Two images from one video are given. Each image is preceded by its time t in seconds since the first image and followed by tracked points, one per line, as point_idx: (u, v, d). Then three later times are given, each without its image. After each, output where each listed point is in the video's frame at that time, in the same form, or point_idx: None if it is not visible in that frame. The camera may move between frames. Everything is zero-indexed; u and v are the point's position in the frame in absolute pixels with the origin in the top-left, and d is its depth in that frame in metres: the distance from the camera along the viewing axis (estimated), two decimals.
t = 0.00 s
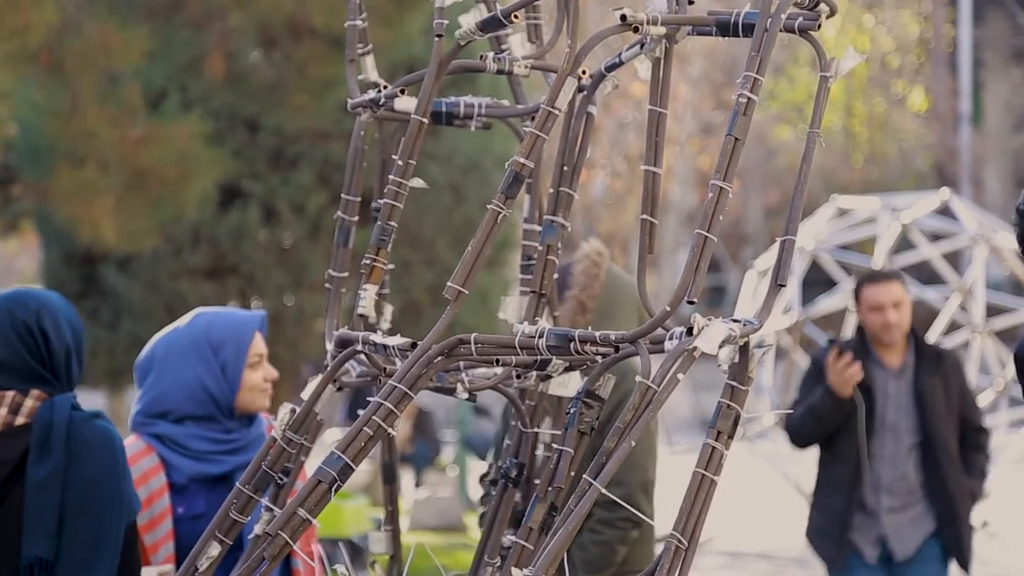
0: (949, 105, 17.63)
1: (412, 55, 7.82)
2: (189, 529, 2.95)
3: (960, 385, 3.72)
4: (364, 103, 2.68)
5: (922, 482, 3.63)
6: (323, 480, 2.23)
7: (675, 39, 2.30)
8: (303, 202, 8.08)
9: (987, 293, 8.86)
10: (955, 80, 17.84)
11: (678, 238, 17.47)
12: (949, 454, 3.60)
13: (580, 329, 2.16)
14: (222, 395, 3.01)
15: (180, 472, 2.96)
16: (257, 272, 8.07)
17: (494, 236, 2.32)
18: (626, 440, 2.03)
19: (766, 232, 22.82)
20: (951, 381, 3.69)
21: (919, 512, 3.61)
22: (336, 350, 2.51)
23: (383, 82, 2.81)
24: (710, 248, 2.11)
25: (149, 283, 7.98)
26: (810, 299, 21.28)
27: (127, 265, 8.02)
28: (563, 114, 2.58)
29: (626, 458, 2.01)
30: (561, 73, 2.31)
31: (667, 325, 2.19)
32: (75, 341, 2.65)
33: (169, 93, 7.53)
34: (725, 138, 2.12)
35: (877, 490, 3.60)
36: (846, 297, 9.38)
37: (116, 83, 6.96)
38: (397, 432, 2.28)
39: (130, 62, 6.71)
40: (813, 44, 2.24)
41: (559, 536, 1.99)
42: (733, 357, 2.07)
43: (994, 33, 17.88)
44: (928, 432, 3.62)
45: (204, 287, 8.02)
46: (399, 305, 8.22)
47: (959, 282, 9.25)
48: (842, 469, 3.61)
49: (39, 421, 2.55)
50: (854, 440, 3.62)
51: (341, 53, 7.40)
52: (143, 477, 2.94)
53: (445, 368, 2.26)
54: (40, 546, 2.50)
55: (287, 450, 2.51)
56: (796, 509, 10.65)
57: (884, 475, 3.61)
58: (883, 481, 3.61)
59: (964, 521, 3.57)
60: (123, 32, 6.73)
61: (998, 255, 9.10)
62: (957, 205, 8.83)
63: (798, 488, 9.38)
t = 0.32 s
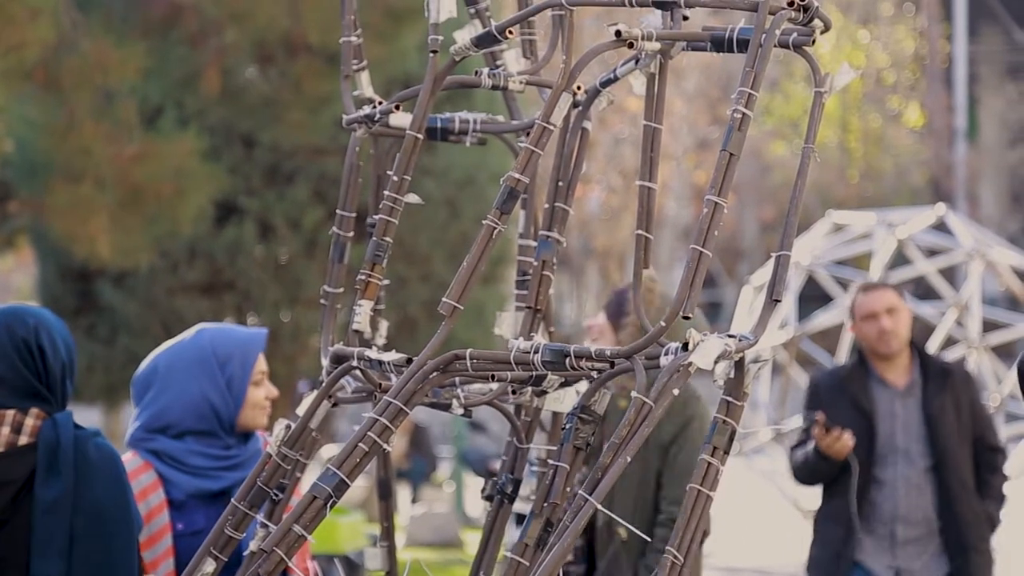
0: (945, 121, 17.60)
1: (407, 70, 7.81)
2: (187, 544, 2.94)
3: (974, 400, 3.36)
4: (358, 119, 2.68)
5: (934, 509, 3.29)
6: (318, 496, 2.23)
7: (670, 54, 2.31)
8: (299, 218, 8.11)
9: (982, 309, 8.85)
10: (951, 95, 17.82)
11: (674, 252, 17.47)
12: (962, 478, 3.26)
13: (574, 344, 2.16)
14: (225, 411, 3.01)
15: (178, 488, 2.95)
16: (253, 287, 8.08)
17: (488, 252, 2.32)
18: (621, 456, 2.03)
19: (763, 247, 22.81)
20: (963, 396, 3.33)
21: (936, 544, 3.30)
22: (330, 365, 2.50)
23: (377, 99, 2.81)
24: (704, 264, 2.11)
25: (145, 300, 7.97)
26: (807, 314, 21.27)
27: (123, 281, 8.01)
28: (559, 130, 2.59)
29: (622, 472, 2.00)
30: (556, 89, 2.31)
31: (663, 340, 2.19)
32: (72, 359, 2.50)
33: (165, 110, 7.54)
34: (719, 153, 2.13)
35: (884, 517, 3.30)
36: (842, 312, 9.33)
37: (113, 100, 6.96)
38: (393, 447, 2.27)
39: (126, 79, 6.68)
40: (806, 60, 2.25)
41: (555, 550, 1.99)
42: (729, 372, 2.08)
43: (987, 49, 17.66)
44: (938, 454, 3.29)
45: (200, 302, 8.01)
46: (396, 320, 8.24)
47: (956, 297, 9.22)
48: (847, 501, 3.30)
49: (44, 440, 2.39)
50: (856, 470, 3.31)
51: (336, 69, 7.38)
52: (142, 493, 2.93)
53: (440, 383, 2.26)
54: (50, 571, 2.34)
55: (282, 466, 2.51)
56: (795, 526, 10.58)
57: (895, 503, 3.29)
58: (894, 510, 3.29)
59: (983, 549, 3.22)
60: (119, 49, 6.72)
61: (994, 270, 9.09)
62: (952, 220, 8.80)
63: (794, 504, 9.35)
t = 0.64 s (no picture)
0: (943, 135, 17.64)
1: (405, 85, 7.83)
2: (185, 559, 2.94)
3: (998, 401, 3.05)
4: (357, 134, 2.68)
5: (962, 523, 2.97)
6: (316, 512, 2.22)
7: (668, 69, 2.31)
8: (298, 232, 8.12)
9: (981, 324, 8.83)
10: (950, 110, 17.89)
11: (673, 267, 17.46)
12: (994, 486, 2.92)
13: (572, 360, 2.16)
14: (226, 426, 3.01)
15: (176, 504, 2.95)
16: (251, 302, 8.08)
17: (486, 268, 2.32)
18: (619, 472, 2.02)
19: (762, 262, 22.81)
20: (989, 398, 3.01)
21: (967, 560, 2.95)
22: (329, 380, 2.49)
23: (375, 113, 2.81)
24: (702, 280, 2.11)
25: (143, 314, 7.95)
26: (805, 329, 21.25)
27: (121, 296, 7.99)
28: (557, 145, 2.58)
29: (619, 489, 2.00)
30: (554, 104, 2.31)
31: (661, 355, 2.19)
32: (64, 376, 2.62)
33: (164, 124, 7.54)
34: (717, 168, 2.13)
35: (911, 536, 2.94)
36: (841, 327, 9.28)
37: (111, 114, 6.97)
38: (390, 462, 2.27)
39: (124, 94, 6.73)
40: (805, 74, 2.23)
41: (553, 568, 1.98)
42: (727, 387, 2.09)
43: (985, 63, 18.72)
44: (967, 463, 2.95)
45: (198, 317, 8.01)
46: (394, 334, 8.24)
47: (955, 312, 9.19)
48: (868, 519, 2.96)
49: (26, 457, 2.51)
50: (879, 485, 2.96)
51: (335, 83, 7.40)
52: (139, 510, 2.94)
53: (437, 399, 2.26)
54: None
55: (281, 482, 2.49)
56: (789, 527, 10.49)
57: (915, 515, 2.95)
58: (915, 525, 2.94)
59: (1018, 567, 2.90)
60: (118, 65, 6.74)
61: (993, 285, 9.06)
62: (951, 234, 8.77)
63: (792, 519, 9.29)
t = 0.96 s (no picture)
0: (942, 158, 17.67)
1: (405, 108, 7.84)
2: None
3: None
4: (357, 157, 2.68)
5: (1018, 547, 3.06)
6: (314, 536, 2.22)
7: (667, 93, 2.31)
8: (297, 254, 8.14)
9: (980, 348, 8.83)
10: (948, 134, 17.95)
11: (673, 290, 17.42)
12: None
13: (571, 384, 2.16)
14: (225, 449, 3.02)
15: (174, 528, 2.95)
16: (250, 324, 8.08)
17: (485, 292, 2.32)
18: (619, 496, 2.02)
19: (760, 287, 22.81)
20: None
21: None
22: (327, 404, 2.49)
23: (374, 136, 2.83)
24: (702, 303, 2.11)
25: (142, 336, 7.92)
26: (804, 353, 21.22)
27: (120, 318, 7.97)
28: (556, 168, 2.59)
29: (618, 513, 2.00)
30: (553, 128, 2.31)
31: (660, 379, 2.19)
32: (63, 400, 2.63)
33: (163, 146, 7.56)
34: (716, 193, 2.14)
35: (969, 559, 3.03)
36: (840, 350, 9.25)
37: (111, 137, 6.97)
38: (389, 486, 2.27)
39: (124, 116, 6.74)
40: (803, 98, 2.25)
41: None
42: (726, 412, 2.09)
43: (984, 88, 19.25)
44: None
45: (197, 339, 7.99)
46: (393, 357, 8.23)
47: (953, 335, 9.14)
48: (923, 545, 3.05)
49: (16, 481, 2.52)
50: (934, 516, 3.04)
51: (334, 107, 7.40)
52: (137, 533, 2.93)
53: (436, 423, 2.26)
54: None
55: (279, 506, 2.49)
56: (788, 554, 10.46)
57: (979, 544, 3.04)
58: (980, 553, 3.03)
59: None
60: (117, 87, 6.76)
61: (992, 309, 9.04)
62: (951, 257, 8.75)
63: (791, 542, 9.25)
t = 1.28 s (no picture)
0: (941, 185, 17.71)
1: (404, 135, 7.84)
2: None
3: None
4: (356, 184, 2.68)
5: None
6: (312, 563, 2.21)
7: (666, 122, 2.31)
8: (296, 280, 8.14)
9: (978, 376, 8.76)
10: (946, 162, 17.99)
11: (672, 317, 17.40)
12: None
13: (570, 412, 2.16)
14: (224, 474, 3.04)
15: (172, 555, 2.98)
16: (248, 350, 8.08)
17: (484, 319, 2.33)
18: (618, 524, 2.02)
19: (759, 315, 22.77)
20: None
21: None
22: (326, 431, 2.49)
23: (374, 163, 2.83)
24: (700, 331, 2.11)
25: (140, 362, 7.92)
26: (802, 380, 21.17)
27: (118, 343, 7.96)
28: (555, 196, 2.60)
29: (616, 542, 2.00)
30: (553, 155, 2.31)
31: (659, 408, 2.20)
32: (65, 429, 2.74)
33: (163, 172, 7.58)
34: (715, 222, 2.14)
35: None
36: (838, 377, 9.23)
37: (111, 162, 6.99)
38: (387, 513, 2.27)
39: (124, 142, 6.76)
40: (802, 128, 2.25)
41: None
42: (726, 442, 2.08)
43: (982, 116, 19.35)
44: None
45: (195, 365, 7.99)
46: (391, 383, 8.22)
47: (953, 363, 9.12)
48: None
49: (17, 507, 2.62)
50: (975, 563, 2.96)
51: (334, 133, 7.45)
52: (134, 560, 2.97)
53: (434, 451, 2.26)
54: None
55: (276, 532, 2.49)
56: None
57: None
58: None
59: None
60: (117, 112, 6.79)
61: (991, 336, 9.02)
62: (951, 284, 8.74)
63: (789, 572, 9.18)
